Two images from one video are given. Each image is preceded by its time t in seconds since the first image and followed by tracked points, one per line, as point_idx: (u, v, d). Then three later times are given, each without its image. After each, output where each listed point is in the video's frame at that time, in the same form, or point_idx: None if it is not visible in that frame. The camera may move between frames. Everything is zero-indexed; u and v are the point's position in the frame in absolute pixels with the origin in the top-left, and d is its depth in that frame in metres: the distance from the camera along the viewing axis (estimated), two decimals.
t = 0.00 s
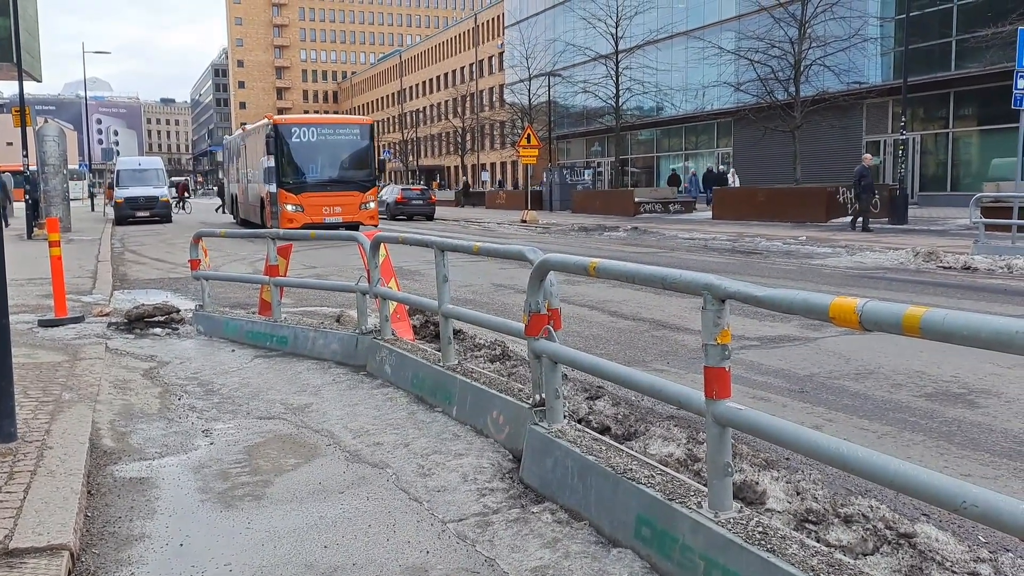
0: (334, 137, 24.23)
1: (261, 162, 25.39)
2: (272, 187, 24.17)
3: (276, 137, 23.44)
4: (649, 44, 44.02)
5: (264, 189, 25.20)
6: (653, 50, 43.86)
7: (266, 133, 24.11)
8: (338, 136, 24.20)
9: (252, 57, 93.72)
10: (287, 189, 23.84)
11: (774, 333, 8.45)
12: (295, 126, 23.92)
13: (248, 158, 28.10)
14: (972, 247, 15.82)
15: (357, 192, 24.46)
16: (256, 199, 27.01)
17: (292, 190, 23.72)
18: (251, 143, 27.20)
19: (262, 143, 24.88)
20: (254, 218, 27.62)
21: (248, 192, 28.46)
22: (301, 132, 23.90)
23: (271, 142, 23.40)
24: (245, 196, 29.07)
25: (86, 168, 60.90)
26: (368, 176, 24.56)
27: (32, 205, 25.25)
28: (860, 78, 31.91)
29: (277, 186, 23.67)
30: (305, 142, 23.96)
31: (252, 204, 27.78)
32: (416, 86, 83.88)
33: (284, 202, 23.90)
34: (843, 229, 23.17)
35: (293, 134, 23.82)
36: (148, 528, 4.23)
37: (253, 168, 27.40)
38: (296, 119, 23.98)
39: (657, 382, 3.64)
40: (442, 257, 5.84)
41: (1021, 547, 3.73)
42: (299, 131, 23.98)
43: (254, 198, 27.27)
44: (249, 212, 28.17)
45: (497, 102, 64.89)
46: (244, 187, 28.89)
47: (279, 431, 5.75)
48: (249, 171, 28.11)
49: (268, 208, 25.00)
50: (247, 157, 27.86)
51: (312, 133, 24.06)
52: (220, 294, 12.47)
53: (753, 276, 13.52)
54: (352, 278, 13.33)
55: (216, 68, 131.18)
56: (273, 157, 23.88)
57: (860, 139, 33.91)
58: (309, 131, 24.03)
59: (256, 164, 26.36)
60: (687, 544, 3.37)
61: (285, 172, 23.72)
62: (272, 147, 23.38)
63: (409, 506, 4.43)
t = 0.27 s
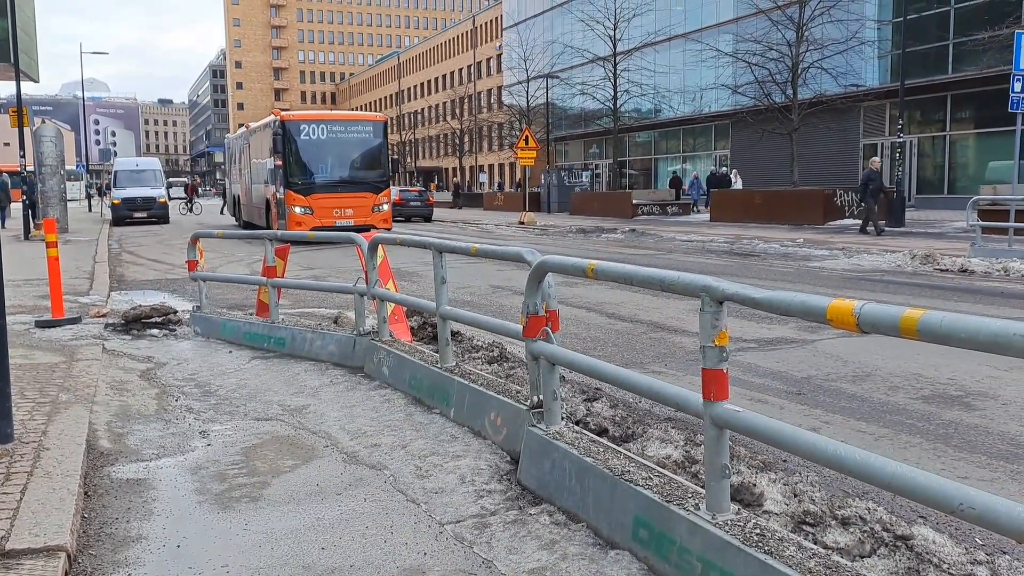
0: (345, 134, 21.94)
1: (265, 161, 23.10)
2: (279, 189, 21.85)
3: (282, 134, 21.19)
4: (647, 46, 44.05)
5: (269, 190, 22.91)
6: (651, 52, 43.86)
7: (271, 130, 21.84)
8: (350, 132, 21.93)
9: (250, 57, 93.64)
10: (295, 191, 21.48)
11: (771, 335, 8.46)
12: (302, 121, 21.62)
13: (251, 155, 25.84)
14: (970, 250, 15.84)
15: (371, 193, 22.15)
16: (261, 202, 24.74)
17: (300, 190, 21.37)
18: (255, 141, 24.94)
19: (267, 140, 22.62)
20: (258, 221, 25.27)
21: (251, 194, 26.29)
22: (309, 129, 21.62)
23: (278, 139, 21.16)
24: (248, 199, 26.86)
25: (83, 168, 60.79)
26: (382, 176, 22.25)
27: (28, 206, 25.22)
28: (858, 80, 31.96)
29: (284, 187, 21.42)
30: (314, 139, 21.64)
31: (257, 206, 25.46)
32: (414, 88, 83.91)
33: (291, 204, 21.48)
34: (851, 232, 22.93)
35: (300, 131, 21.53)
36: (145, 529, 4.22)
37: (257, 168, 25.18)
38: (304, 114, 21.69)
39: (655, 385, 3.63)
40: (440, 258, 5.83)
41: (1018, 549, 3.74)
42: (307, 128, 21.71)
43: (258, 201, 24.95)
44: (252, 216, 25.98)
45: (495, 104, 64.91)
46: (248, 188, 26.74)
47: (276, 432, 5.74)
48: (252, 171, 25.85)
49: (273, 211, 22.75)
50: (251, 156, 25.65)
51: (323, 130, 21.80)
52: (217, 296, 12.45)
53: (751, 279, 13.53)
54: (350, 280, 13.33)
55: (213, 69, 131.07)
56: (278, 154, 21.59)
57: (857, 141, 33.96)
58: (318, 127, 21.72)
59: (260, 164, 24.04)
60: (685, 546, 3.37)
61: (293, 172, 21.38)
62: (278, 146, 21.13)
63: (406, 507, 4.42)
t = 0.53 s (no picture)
0: (357, 132, 20.74)
1: (273, 162, 21.85)
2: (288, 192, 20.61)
3: (291, 133, 19.93)
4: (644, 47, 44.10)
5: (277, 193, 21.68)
6: (649, 53, 43.89)
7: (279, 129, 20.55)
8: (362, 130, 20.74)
9: (247, 59, 93.62)
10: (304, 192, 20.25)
11: (769, 336, 8.46)
12: (312, 119, 20.38)
13: (257, 155, 24.53)
14: (967, 251, 15.86)
15: (385, 195, 20.94)
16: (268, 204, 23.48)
17: (310, 193, 20.15)
18: (259, 140, 23.62)
19: (274, 139, 21.36)
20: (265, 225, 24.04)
21: (258, 195, 24.98)
22: (320, 127, 20.38)
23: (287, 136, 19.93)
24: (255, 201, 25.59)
25: (80, 170, 60.71)
26: (397, 177, 21.07)
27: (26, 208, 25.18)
28: (855, 81, 32.01)
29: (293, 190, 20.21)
30: (324, 138, 20.42)
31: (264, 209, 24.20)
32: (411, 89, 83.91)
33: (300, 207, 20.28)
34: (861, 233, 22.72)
35: (310, 128, 20.28)
36: (143, 531, 4.22)
37: (262, 169, 23.91)
38: (314, 111, 20.45)
39: (653, 386, 3.63)
40: (438, 260, 5.83)
41: (1016, 550, 3.74)
42: (317, 125, 20.46)
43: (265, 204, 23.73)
44: (259, 219, 24.72)
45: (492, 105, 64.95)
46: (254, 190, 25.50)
47: (274, 434, 5.74)
48: (258, 172, 24.56)
49: (281, 215, 21.52)
50: (257, 156, 24.33)
51: (333, 127, 20.56)
52: (214, 297, 12.45)
53: (748, 280, 13.54)
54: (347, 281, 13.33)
55: (210, 70, 131.12)
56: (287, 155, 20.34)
57: (855, 143, 34.00)
58: (329, 124, 20.48)
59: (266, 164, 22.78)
60: (682, 547, 3.37)
61: (302, 174, 20.16)
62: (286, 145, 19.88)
63: (404, 509, 4.42)
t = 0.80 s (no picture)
0: (372, 130, 19.44)
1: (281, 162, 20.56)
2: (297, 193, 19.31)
3: (301, 130, 18.64)
4: (642, 49, 44.15)
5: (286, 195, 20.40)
6: (646, 55, 43.93)
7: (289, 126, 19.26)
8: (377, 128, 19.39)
9: (245, 60, 93.57)
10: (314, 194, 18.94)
11: (766, 338, 8.46)
12: (324, 115, 19.08)
13: (265, 154, 23.20)
14: (963, 254, 15.88)
15: (402, 197, 19.59)
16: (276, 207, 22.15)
17: (321, 195, 18.85)
18: (268, 139, 22.27)
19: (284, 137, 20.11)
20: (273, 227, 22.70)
21: (265, 196, 23.68)
22: (332, 124, 19.07)
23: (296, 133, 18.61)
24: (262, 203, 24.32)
25: (77, 170, 60.59)
26: (414, 177, 19.74)
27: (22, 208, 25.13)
28: (853, 83, 32.06)
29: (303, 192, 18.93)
30: (337, 136, 19.12)
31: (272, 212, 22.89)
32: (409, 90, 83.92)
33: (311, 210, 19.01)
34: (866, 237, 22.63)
35: (321, 125, 18.99)
36: (140, 533, 4.20)
37: (271, 169, 22.58)
38: (326, 106, 19.17)
39: (650, 387, 3.64)
40: (435, 261, 5.83)
41: (1012, 551, 3.75)
42: (329, 122, 19.14)
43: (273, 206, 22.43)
44: (267, 221, 23.40)
45: (490, 107, 64.97)
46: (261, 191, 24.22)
47: (272, 435, 5.73)
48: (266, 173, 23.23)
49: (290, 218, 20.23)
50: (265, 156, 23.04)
51: (347, 125, 19.22)
52: (211, 298, 12.44)
53: (745, 281, 13.56)
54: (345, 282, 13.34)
55: (207, 71, 131.20)
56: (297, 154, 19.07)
57: (852, 145, 34.05)
58: (341, 121, 19.18)
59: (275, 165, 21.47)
60: (680, 549, 3.37)
61: (312, 174, 18.85)
62: (295, 143, 18.60)
63: (401, 510, 4.42)
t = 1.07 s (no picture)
0: (391, 125, 17.73)
1: (290, 159, 18.89)
2: (309, 194, 17.70)
3: (314, 127, 16.98)
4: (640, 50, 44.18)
5: (296, 197, 18.79)
6: (644, 55, 43.94)
7: (301, 119, 17.57)
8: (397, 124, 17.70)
9: (243, 60, 93.50)
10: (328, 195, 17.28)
11: (764, 338, 8.46)
12: (339, 109, 17.36)
13: (270, 148, 21.44)
14: (961, 253, 15.90)
15: (422, 198, 17.92)
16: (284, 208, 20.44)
17: (335, 196, 17.25)
18: (275, 132, 20.52)
19: (293, 132, 18.42)
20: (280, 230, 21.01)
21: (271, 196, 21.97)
22: (348, 119, 17.35)
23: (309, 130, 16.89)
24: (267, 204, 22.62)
25: (75, 171, 60.49)
26: (437, 178, 18.07)
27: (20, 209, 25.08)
28: (850, 84, 32.10)
29: (315, 193, 17.33)
30: (353, 133, 17.42)
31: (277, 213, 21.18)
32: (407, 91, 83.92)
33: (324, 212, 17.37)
34: (875, 237, 22.39)
35: (336, 121, 17.29)
36: (138, 533, 4.20)
37: (276, 166, 20.84)
38: (342, 99, 17.43)
39: (649, 388, 3.63)
40: (434, 261, 5.82)
41: (1010, 551, 3.76)
42: (347, 117, 17.41)
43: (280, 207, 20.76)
44: (273, 224, 21.69)
45: (488, 107, 65.00)
46: (265, 190, 22.52)
47: (270, 436, 5.73)
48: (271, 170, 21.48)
49: (300, 221, 18.63)
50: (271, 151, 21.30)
51: (365, 120, 17.50)
52: (209, 299, 12.42)
53: (744, 282, 13.56)
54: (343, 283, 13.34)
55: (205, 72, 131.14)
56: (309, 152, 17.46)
57: (850, 145, 34.09)
58: (359, 117, 17.46)
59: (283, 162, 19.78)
60: (678, 548, 3.38)
61: (326, 174, 17.22)
62: (308, 141, 16.97)
63: (399, 510, 4.42)
